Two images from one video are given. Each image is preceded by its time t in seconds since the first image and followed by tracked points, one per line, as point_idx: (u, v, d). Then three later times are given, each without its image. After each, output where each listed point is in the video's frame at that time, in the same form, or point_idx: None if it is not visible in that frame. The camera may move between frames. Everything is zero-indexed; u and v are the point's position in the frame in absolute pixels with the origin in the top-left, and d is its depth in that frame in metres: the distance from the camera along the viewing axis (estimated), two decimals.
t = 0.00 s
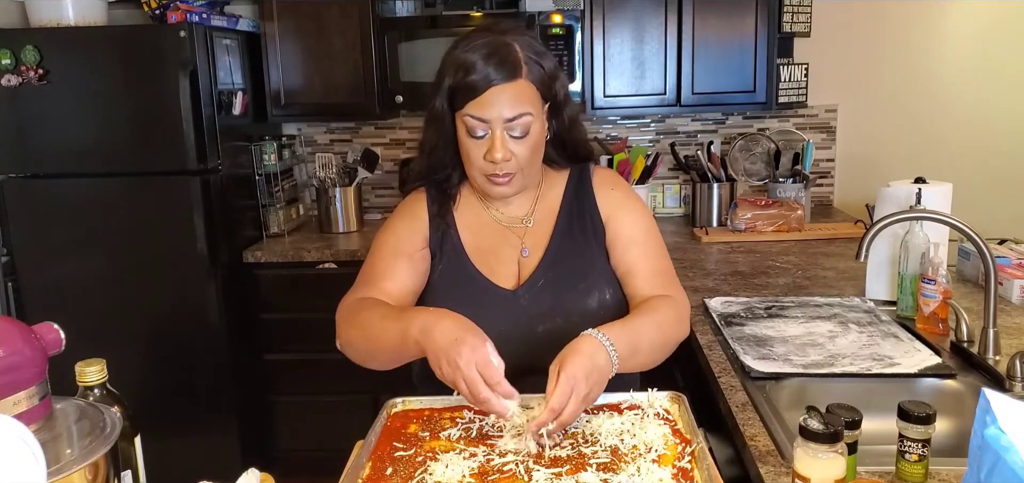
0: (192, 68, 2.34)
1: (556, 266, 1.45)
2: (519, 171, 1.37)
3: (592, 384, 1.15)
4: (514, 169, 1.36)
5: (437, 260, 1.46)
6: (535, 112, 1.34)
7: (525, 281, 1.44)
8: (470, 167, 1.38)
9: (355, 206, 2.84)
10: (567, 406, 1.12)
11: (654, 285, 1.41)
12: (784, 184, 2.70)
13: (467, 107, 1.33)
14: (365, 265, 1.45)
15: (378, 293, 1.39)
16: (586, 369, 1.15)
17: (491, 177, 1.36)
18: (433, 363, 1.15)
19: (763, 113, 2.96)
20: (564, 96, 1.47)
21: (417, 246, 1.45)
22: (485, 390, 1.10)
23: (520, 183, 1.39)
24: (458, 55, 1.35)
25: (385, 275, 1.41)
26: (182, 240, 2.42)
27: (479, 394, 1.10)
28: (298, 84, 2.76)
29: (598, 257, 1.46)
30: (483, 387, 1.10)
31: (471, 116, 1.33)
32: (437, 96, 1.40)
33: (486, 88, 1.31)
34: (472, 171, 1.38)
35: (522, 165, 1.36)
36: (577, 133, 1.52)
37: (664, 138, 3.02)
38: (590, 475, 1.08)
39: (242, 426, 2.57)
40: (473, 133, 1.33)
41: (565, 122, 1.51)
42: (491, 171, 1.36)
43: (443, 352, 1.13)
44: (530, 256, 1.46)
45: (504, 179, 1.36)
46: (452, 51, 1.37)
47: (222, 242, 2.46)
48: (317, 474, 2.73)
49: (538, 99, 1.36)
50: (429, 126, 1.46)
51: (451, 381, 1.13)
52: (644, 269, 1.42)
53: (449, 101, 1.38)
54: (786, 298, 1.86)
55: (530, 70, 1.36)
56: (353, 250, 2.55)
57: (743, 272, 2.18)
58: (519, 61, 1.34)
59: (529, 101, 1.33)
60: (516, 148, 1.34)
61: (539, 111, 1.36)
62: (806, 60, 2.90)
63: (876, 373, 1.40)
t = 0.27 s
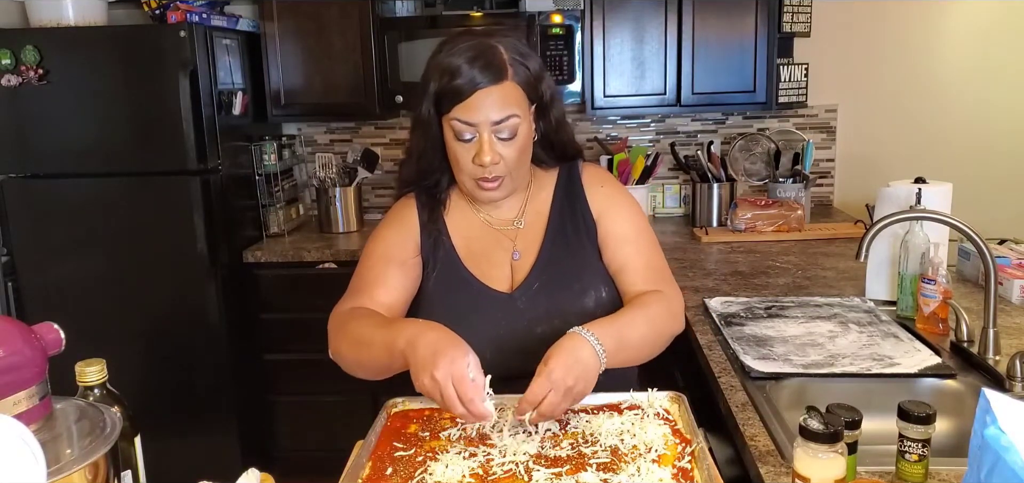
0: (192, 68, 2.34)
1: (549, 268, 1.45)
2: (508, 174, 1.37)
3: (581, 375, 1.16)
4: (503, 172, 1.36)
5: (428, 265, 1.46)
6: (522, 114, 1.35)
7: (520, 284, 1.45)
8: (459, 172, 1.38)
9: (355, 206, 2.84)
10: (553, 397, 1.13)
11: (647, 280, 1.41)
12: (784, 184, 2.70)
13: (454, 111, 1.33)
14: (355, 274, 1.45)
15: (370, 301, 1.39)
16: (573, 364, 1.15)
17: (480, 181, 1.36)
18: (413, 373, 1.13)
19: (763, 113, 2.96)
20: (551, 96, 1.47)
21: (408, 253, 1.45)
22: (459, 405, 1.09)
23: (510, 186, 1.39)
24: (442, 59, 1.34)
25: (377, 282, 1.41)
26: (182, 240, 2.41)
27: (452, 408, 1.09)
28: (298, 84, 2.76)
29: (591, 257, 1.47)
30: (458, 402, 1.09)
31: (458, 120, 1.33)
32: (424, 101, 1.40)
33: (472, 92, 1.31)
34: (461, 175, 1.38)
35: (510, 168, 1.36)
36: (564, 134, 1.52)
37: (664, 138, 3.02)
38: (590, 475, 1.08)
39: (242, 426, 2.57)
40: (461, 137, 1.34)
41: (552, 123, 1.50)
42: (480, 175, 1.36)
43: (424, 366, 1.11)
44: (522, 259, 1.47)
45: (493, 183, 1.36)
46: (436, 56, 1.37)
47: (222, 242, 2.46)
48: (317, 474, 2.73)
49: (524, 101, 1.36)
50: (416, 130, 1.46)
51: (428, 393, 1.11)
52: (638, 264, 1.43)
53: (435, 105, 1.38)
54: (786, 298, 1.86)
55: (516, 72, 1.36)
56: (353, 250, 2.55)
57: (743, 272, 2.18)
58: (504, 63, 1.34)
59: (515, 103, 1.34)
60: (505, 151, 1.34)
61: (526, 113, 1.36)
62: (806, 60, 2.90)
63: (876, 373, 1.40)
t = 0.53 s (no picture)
0: (192, 68, 2.34)
1: (551, 266, 1.45)
2: (506, 172, 1.37)
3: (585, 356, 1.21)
4: (501, 170, 1.35)
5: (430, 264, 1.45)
6: (518, 111, 1.35)
7: (522, 281, 1.45)
8: (456, 172, 1.38)
9: (355, 206, 2.84)
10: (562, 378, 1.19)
11: (649, 277, 1.42)
12: (784, 184, 2.70)
13: (450, 111, 1.33)
14: (356, 274, 1.42)
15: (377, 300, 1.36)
16: (575, 346, 1.20)
17: (478, 180, 1.36)
18: (427, 387, 1.13)
19: (763, 113, 2.96)
20: (546, 94, 1.46)
21: (411, 251, 1.43)
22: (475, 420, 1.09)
23: (508, 184, 1.39)
24: (436, 59, 1.34)
25: (381, 280, 1.38)
26: (182, 240, 2.41)
27: (468, 423, 1.09)
28: (298, 84, 2.76)
29: (591, 254, 1.47)
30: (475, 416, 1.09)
31: (454, 119, 1.32)
32: (419, 101, 1.39)
33: (468, 90, 1.31)
34: (458, 175, 1.37)
35: (508, 166, 1.36)
36: (561, 132, 1.51)
37: (664, 138, 3.02)
38: (591, 475, 1.08)
39: (242, 426, 2.57)
40: (457, 136, 1.33)
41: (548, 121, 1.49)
42: (477, 174, 1.35)
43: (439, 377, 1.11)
44: (523, 258, 1.47)
45: (491, 182, 1.36)
46: (431, 56, 1.37)
47: (222, 242, 2.46)
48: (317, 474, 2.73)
49: (520, 98, 1.36)
50: (411, 133, 1.44)
51: (444, 407, 1.12)
52: (640, 262, 1.43)
53: (431, 105, 1.37)
54: (786, 298, 1.86)
55: (511, 70, 1.36)
56: (353, 250, 2.55)
57: (743, 272, 2.18)
58: (499, 61, 1.34)
59: (512, 101, 1.33)
60: (502, 148, 1.34)
61: (522, 110, 1.36)
62: (806, 60, 2.90)
63: (876, 373, 1.40)
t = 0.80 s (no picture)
0: (192, 69, 2.34)
1: (558, 263, 1.46)
2: (511, 170, 1.37)
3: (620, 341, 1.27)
4: (505, 169, 1.36)
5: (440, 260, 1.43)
6: (522, 109, 1.35)
7: (529, 279, 1.45)
8: (461, 170, 1.38)
9: (355, 206, 2.84)
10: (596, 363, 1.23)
11: (655, 278, 1.49)
12: (784, 184, 2.70)
13: (454, 109, 1.33)
14: (371, 267, 1.39)
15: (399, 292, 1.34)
16: (614, 335, 1.26)
17: (483, 179, 1.36)
18: (478, 387, 1.04)
19: (763, 113, 2.96)
20: (547, 92, 1.46)
21: (425, 243, 1.41)
22: (537, 417, 1.00)
23: (512, 183, 1.40)
24: (440, 57, 1.34)
25: (400, 273, 1.36)
26: (182, 240, 2.41)
27: (530, 422, 1.00)
28: (298, 84, 2.76)
29: (598, 252, 1.48)
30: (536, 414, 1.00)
31: (459, 118, 1.32)
32: (422, 100, 1.38)
33: (472, 89, 1.31)
34: (463, 174, 1.37)
35: (513, 164, 1.36)
36: (563, 129, 1.52)
37: (664, 138, 3.02)
38: (591, 475, 1.08)
39: (242, 426, 2.57)
40: (462, 134, 1.33)
41: (550, 119, 1.50)
42: (482, 172, 1.36)
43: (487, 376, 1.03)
44: (530, 256, 1.47)
45: (496, 180, 1.37)
46: (433, 54, 1.36)
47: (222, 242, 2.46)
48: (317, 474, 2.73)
49: (524, 97, 1.36)
50: (415, 133, 1.42)
51: (500, 408, 1.02)
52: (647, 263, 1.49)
53: (434, 104, 1.37)
54: (786, 298, 1.86)
55: (515, 68, 1.36)
56: (353, 250, 2.55)
57: (743, 272, 2.18)
58: (503, 59, 1.34)
59: (516, 99, 1.33)
60: (507, 147, 1.34)
61: (526, 108, 1.36)
62: (806, 60, 2.90)
63: (876, 373, 1.40)
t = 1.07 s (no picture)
0: (192, 69, 2.34)
1: (569, 259, 1.46)
2: (523, 168, 1.37)
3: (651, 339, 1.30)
4: (518, 166, 1.36)
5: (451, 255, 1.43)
6: (537, 108, 1.35)
7: (540, 275, 1.45)
8: (473, 166, 1.38)
9: (355, 206, 2.84)
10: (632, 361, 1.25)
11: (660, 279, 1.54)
12: (784, 184, 2.70)
13: (470, 105, 1.33)
14: (382, 261, 1.39)
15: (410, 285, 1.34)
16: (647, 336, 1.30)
17: (495, 175, 1.36)
18: (498, 380, 1.06)
19: (763, 113, 2.96)
20: (562, 92, 1.47)
21: (435, 239, 1.42)
22: (562, 412, 1.03)
23: (524, 181, 1.40)
24: (457, 54, 1.34)
25: (410, 267, 1.36)
26: (182, 240, 2.41)
27: (554, 416, 1.03)
28: (298, 84, 2.76)
29: (609, 250, 1.49)
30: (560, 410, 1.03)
31: (474, 114, 1.32)
32: (437, 95, 1.38)
33: (488, 86, 1.31)
34: (475, 170, 1.37)
35: (526, 162, 1.36)
36: (576, 128, 1.54)
37: (664, 138, 3.02)
38: (591, 475, 1.08)
39: (242, 426, 2.57)
40: (477, 130, 1.33)
41: (564, 120, 1.52)
42: (495, 169, 1.36)
43: (514, 370, 1.04)
44: (542, 253, 1.47)
45: (508, 177, 1.37)
46: (451, 51, 1.37)
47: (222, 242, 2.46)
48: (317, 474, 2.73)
49: (539, 95, 1.37)
50: (429, 129, 1.42)
51: (519, 401, 1.05)
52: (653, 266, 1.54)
53: (450, 100, 1.37)
54: (786, 298, 1.86)
55: (530, 67, 1.36)
56: (353, 250, 2.55)
57: (743, 272, 2.18)
58: (520, 58, 1.34)
59: (531, 97, 1.34)
60: (520, 144, 1.34)
61: (541, 107, 1.37)
62: (806, 60, 2.90)
63: (876, 372, 1.40)
